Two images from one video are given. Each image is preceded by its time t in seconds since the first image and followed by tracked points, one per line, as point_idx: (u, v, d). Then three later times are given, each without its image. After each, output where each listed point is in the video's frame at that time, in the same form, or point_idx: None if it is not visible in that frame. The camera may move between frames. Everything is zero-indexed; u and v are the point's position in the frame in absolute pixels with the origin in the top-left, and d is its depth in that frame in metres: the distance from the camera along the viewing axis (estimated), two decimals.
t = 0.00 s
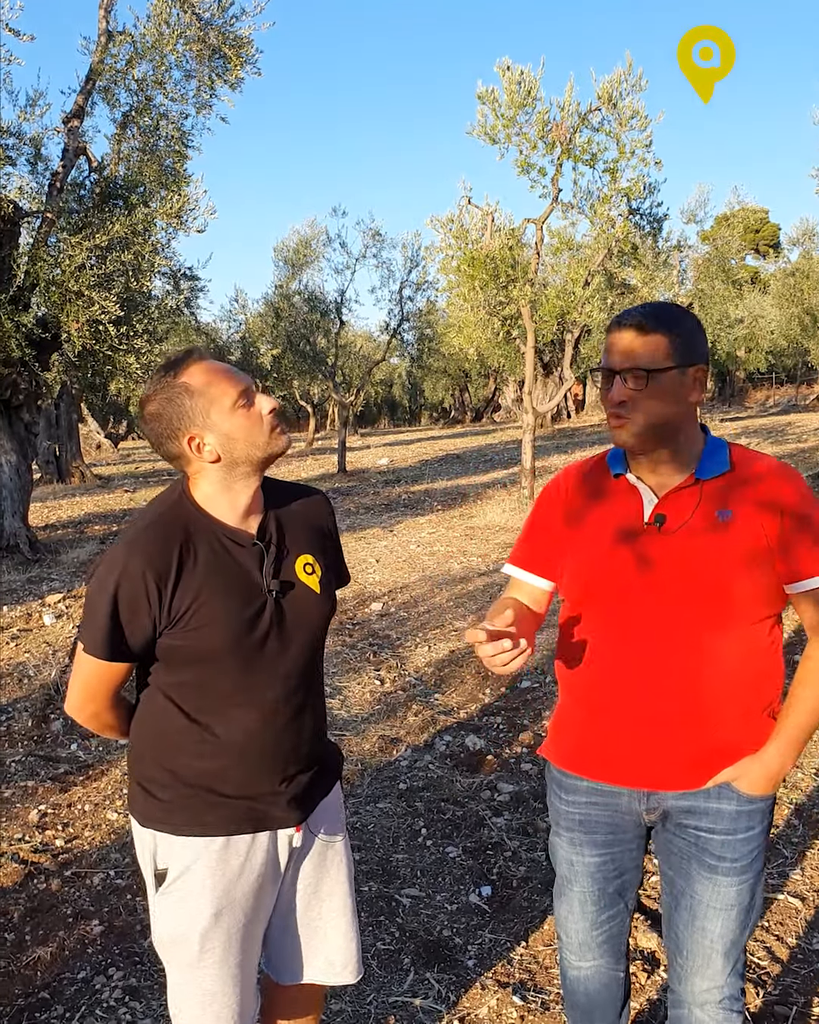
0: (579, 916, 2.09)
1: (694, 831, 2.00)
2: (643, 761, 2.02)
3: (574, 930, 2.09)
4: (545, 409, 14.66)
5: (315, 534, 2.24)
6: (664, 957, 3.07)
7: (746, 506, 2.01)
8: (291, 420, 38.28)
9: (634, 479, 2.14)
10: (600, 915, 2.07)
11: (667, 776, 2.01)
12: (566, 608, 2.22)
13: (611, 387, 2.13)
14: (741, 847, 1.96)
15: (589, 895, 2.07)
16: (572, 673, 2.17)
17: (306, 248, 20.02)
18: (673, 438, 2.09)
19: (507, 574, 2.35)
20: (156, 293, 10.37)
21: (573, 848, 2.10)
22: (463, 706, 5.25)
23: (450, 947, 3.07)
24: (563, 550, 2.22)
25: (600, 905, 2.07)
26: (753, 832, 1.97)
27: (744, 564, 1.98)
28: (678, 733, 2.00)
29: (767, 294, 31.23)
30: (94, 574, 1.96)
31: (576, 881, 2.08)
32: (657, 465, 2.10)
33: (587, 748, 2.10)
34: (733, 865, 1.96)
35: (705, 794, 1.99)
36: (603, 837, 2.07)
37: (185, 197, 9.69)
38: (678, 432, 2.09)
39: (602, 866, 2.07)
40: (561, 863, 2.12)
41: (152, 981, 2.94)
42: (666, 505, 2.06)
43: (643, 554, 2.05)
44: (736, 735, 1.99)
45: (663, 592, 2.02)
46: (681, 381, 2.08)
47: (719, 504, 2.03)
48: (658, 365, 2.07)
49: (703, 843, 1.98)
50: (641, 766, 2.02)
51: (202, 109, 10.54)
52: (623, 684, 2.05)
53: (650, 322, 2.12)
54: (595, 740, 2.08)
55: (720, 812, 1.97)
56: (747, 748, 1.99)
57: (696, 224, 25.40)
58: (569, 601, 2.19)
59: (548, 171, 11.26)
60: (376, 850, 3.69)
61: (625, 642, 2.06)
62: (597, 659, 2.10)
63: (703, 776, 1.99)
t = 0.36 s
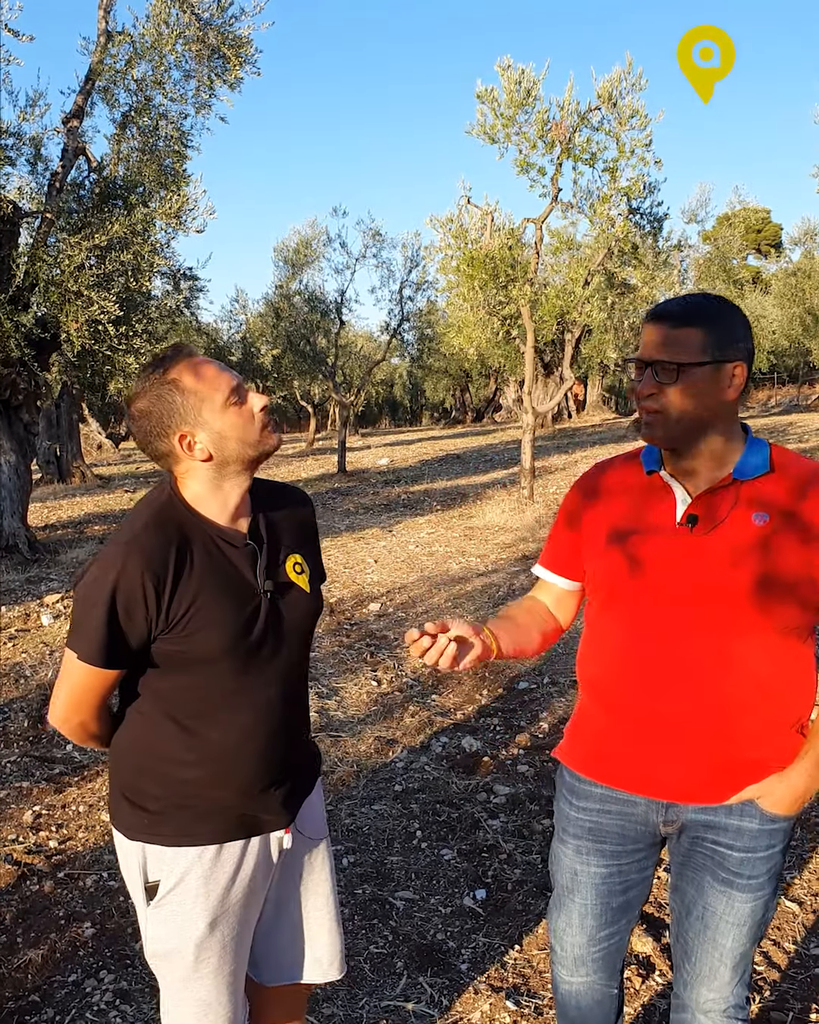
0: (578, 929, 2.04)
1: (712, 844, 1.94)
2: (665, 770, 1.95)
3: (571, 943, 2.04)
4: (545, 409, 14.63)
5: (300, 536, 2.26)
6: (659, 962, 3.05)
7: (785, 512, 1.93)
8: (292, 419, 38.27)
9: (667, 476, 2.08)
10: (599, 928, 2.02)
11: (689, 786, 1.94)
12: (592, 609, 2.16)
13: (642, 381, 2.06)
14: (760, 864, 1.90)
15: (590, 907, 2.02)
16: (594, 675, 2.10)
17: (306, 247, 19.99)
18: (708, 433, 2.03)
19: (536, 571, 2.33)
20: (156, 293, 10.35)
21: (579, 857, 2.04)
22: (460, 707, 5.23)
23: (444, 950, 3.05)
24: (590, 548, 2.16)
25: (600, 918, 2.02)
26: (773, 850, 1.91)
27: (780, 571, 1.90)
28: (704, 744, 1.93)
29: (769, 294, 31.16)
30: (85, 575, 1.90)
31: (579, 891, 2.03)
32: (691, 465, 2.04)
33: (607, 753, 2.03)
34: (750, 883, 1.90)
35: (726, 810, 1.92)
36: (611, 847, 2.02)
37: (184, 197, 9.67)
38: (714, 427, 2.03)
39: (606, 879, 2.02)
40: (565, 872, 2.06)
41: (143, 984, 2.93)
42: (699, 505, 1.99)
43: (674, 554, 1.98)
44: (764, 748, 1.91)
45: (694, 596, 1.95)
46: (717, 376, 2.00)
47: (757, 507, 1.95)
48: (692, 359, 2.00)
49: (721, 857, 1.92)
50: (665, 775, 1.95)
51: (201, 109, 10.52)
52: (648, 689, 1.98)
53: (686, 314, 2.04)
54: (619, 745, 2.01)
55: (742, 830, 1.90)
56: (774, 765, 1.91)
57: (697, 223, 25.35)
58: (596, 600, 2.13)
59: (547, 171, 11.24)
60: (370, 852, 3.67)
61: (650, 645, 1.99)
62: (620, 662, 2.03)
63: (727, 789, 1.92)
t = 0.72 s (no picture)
0: (580, 927, 2.01)
1: (723, 843, 1.92)
2: (674, 769, 1.94)
3: (572, 940, 2.01)
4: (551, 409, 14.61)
5: (290, 536, 2.28)
6: (656, 960, 3.06)
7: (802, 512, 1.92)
8: (299, 419, 38.35)
9: (687, 472, 2.06)
10: (600, 925, 2.00)
11: (699, 786, 1.92)
12: (604, 602, 2.14)
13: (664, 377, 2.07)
14: (771, 864, 1.89)
15: (592, 903, 2.00)
16: (605, 670, 2.08)
17: (314, 248, 20.02)
18: (730, 430, 2.02)
19: (543, 559, 2.31)
20: (163, 294, 10.39)
21: (584, 852, 2.02)
22: (462, 706, 5.24)
23: (442, 947, 3.06)
24: (603, 544, 2.15)
25: (602, 915, 2.00)
26: (784, 851, 1.90)
27: (798, 576, 1.89)
28: (715, 745, 1.91)
29: (778, 295, 31.01)
30: (71, 573, 1.92)
31: (582, 888, 2.00)
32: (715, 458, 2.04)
33: (616, 748, 2.01)
34: (758, 882, 1.89)
35: (737, 809, 1.91)
36: (617, 843, 2.00)
37: (191, 197, 9.71)
38: (735, 424, 2.02)
39: (611, 875, 2.00)
40: (569, 867, 2.04)
41: (143, 977, 2.95)
42: (720, 505, 1.97)
43: (692, 552, 1.96)
44: (774, 751, 1.90)
45: (709, 595, 1.92)
46: (737, 372, 2.01)
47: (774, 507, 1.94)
48: (713, 355, 2.00)
49: (731, 856, 1.91)
50: (674, 774, 1.93)
51: (208, 110, 10.56)
52: (658, 687, 1.96)
53: (707, 311, 2.04)
54: (628, 742, 1.99)
55: (753, 830, 1.89)
56: (783, 766, 1.90)
57: (705, 222, 25.27)
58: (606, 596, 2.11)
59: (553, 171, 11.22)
60: (371, 849, 3.68)
61: (663, 643, 1.97)
62: (631, 658, 2.02)
63: (736, 790, 1.91)
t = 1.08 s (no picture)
0: (584, 928, 1.99)
1: (729, 841, 1.95)
2: (684, 770, 1.97)
3: (576, 942, 1.99)
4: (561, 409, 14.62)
5: (290, 541, 2.33)
6: (661, 957, 3.09)
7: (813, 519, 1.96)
8: (309, 419, 38.46)
9: (705, 481, 2.07)
10: (605, 926, 1.98)
11: (708, 789, 1.95)
12: (619, 602, 2.17)
13: (686, 392, 2.06)
14: (777, 861, 1.91)
15: (599, 902, 1.99)
16: (617, 669, 2.11)
17: (324, 249, 20.08)
18: (749, 447, 2.02)
19: (560, 560, 2.28)
20: (174, 296, 10.47)
21: (591, 847, 2.03)
22: (471, 706, 5.28)
23: (449, 944, 3.11)
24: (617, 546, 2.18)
25: (607, 917, 1.99)
26: (790, 850, 1.92)
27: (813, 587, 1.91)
28: (726, 749, 1.94)
29: (789, 295, 30.86)
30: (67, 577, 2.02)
31: (587, 886, 2.00)
32: (735, 470, 2.04)
33: (628, 746, 2.05)
34: (764, 879, 1.91)
35: (747, 809, 1.94)
36: (625, 836, 2.02)
37: (202, 200, 9.78)
38: (752, 442, 2.02)
39: (618, 871, 2.01)
40: (575, 864, 2.03)
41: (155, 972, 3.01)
42: (737, 514, 1.99)
43: (707, 558, 1.98)
44: (784, 757, 1.93)
45: (721, 602, 1.95)
46: (758, 388, 2.01)
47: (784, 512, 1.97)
48: (737, 370, 2.00)
49: (738, 854, 1.93)
50: (684, 776, 1.96)
51: (219, 113, 10.64)
52: (674, 688, 1.99)
53: (731, 325, 2.04)
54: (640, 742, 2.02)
55: (761, 828, 1.92)
56: (791, 768, 1.93)
57: (715, 223, 25.20)
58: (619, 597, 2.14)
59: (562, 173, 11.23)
60: (380, 847, 3.73)
61: (675, 646, 1.99)
62: (643, 659, 2.04)
63: (744, 790, 1.94)
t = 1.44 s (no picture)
0: (597, 918, 2.01)
1: (718, 834, 1.99)
2: (677, 767, 2.00)
3: (590, 932, 2.01)
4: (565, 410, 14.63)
5: (289, 542, 2.34)
6: (659, 951, 3.13)
7: (802, 521, 1.99)
8: (314, 419, 38.53)
9: (697, 484, 2.10)
10: (615, 916, 2.01)
11: (698, 786, 1.99)
12: (609, 603, 2.19)
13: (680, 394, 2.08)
14: (764, 852, 1.96)
15: (608, 893, 2.02)
16: (608, 669, 2.13)
17: (329, 250, 20.12)
18: (736, 451, 2.05)
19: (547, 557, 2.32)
20: (179, 297, 10.52)
21: (596, 837, 2.06)
22: (473, 706, 5.32)
23: (450, 939, 3.15)
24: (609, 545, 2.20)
25: (616, 907, 2.02)
26: (777, 842, 1.97)
27: (800, 588, 1.96)
28: (716, 747, 1.98)
29: (795, 295, 30.78)
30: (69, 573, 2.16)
31: (596, 875, 2.03)
32: (723, 473, 2.07)
33: (619, 745, 2.08)
34: (752, 869, 1.96)
35: (735, 803, 1.98)
36: (630, 824, 2.06)
37: (207, 201, 9.84)
38: (739, 447, 2.06)
39: (624, 861, 2.04)
40: (581, 854, 2.06)
41: (160, 967, 3.06)
42: (728, 518, 2.02)
43: (700, 559, 2.01)
44: (773, 753, 1.97)
45: (714, 600, 1.98)
46: (752, 393, 2.03)
47: (775, 514, 2.01)
48: (735, 374, 2.02)
49: (726, 846, 1.98)
50: (676, 773, 2.00)
51: (224, 115, 10.69)
52: (668, 685, 2.02)
53: (727, 331, 2.06)
54: (632, 740, 2.06)
55: (749, 821, 1.96)
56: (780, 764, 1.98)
57: (720, 223, 25.19)
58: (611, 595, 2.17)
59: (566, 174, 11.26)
60: (382, 844, 3.77)
61: (668, 647, 2.02)
62: (636, 657, 2.07)
63: (734, 786, 1.98)
